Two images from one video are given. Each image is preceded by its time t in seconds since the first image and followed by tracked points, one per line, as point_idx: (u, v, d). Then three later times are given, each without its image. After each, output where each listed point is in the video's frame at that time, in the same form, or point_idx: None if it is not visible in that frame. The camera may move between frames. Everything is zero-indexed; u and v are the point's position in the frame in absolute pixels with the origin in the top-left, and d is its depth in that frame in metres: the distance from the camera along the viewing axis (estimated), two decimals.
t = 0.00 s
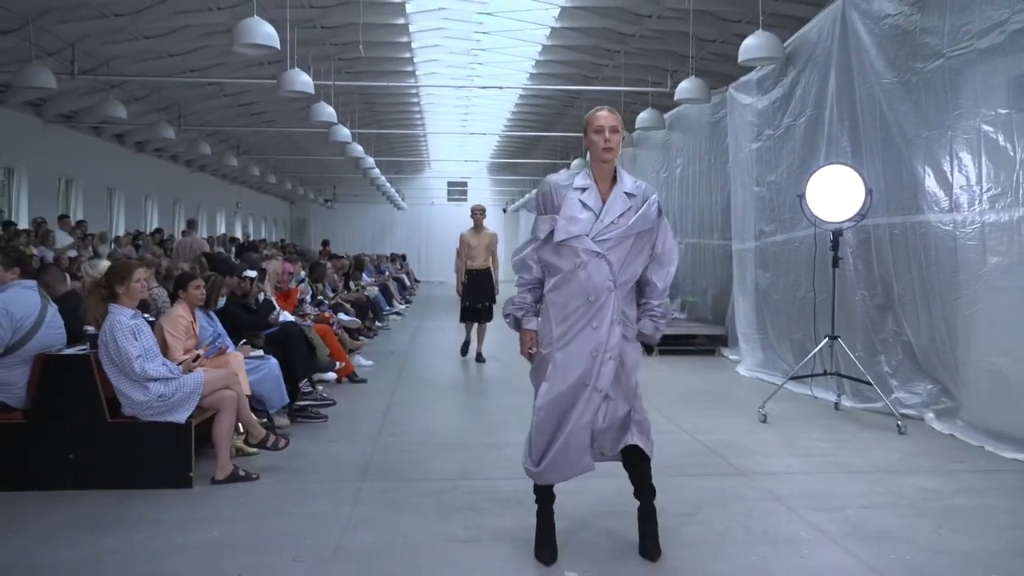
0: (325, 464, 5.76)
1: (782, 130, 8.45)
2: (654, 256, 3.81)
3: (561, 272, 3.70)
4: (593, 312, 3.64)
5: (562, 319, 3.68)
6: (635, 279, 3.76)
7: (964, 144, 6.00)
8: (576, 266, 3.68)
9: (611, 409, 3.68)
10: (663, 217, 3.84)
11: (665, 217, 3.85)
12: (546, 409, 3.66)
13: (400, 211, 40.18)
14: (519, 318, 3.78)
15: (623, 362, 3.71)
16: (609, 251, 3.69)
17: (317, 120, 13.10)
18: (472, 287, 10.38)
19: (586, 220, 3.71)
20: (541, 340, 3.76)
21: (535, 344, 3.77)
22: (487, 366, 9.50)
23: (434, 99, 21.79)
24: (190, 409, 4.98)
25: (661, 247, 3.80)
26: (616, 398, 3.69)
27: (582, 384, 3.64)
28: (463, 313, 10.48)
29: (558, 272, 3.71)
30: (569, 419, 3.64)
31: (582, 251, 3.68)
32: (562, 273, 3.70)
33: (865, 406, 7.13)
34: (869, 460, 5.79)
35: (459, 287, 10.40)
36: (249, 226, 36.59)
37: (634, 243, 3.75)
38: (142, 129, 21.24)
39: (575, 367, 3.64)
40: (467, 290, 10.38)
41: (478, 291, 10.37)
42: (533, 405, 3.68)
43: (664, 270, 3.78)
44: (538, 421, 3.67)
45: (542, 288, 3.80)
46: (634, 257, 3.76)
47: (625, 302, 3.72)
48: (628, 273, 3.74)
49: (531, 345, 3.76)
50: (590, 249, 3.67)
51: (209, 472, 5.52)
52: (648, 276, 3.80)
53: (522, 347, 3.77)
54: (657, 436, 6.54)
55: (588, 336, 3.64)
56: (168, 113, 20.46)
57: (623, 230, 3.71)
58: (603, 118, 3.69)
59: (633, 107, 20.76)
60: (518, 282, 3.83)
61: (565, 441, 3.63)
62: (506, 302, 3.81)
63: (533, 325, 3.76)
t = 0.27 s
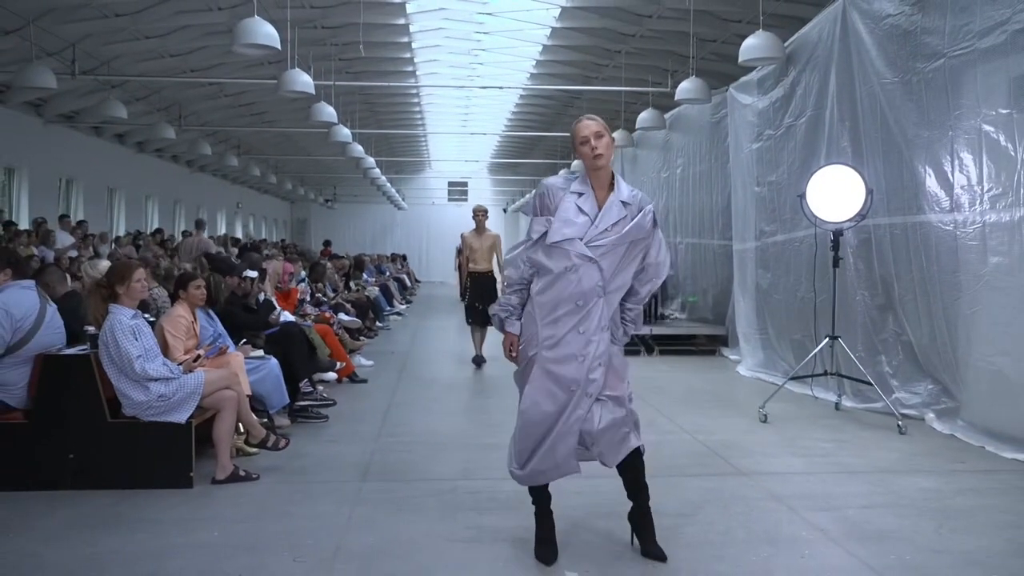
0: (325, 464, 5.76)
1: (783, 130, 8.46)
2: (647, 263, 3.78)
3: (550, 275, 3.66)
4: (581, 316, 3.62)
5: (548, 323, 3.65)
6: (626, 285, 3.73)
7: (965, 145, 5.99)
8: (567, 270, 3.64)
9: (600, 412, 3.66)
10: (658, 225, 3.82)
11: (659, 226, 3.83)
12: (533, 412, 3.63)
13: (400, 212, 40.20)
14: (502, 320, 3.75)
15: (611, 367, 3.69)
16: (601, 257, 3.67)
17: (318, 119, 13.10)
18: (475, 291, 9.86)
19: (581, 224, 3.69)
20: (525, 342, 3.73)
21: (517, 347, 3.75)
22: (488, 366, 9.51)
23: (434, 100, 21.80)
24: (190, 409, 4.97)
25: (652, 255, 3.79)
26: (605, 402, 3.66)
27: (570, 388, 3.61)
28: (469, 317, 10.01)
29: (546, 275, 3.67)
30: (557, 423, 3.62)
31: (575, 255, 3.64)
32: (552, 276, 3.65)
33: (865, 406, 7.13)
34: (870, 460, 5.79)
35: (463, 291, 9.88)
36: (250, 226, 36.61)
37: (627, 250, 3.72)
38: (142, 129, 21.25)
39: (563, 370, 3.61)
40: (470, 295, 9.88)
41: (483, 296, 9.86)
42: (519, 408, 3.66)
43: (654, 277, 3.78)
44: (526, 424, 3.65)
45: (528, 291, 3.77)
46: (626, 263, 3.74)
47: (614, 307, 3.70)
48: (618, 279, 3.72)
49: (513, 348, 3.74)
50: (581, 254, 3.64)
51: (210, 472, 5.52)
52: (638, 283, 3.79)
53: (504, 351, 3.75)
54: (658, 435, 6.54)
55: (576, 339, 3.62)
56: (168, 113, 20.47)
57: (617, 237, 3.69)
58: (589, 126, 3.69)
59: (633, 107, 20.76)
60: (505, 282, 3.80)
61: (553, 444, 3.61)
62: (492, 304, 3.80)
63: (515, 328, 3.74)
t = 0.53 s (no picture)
0: (326, 463, 5.76)
1: (783, 130, 8.46)
2: (644, 263, 3.79)
3: (550, 275, 3.65)
4: (581, 316, 3.63)
5: (547, 324, 3.65)
6: (624, 286, 3.74)
7: (965, 144, 5.99)
8: (567, 271, 3.63)
9: (600, 412, 3.68)
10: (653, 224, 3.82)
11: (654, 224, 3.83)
12: (534, 414, 3.63)
13: (400, 212, 40.21)
14: (498, 322, 3.74)
15: (610, 368, 3.70)
16: (602, 256, 3.66)
17: (318, 119, 13.10)
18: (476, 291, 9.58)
19: (580, 224, 3.68)
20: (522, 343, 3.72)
21: (512, 348, 3.74)
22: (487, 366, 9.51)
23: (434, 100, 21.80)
24: (190, 409, 4.97)
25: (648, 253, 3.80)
26: (606, 403, 3.68)
27: (572, 389, 3.61)
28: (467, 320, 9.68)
29: (546, 275, 3.66)
30: (559, 424, 3.62)
31: (575, 256, 3.63)
32: (552, 277, 3.64)
33: (865, 406, 7.14)
34: (870, 460, 5.79)
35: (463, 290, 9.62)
36: (250, 226, 36.62)
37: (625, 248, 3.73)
38: (143, 129, 21.26)
39: (565, 373, 3.62)
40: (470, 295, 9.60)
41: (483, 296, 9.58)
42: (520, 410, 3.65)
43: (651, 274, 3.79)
44: (528, 428, 3.63)
45: (525, 292, 3.76)
46: (624, 262, 3.74)
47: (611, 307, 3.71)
48: (617, 279, 3.73)
49: (507, 350, 3.72)
50: (581, 254, 3.63)
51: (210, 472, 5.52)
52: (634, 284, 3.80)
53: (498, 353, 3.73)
54: (658, 435, 6.54)
55: (578, 341, 3.62)
56: (168, 113, 20.48)
57: (615, 237, 3.69)
58: (577, 130, 3.67)
59: (633, 107, 20.76)
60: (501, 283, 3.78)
61: (557, 447, 3.61)
62: (487, 306, 3.79)
63: (510, 330, 3.72)
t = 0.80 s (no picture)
0: (327, 463, 5.77)
1: (783, 130, 8.46)
2: (647, 260, 3.78)
3: (552, 274, 3.65)
4: (583, 316, 3.62)
5: (550, 322, 3.65)
6: (626, 283, 3.73)
7: (966, 144, 5.99)
8: (568, 268, 3.64)
9: (603, 411, 3.67)
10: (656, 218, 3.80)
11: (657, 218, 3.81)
12: (537, 413, 3.63)
13: (400, 212, 40.23)
14: (504, 321, 3.76)
15: (613, 367, 3.69)
16: (601, 253, 3.66)
17: (318, 119, 13.10)
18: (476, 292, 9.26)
19: (579, 222, 3.68)
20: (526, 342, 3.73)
21: (517, 347, 3.75)
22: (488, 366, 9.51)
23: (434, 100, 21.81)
24: (191, 409, 4.97)
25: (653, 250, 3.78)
26: (609, 402, 3.68)
27: (574, 388, 3.61)
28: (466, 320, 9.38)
29: (548, 274, 3.67)
30: (561, 424, 3.62)
31: (575, 253, 3.64)
32: (553, 275, 3.65)
33: (866, 406, 7.14)
34: (870, 460, 5.79)
35: (463, 291, 9.31)
36: (251, 226, 36.63)
37: (626, 244, 3.71)
38: (143, 129, 21.27)
39: (566, 372, 3.62)
40: (471, 296, 9.29)
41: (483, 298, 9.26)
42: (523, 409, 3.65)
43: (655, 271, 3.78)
44: (529, 427, 3.64)
45: (530, 291, 3.77)
46: (625, 258, 3.73)
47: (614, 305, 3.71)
48: (619, 276, 3.72)
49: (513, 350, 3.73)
50: (580, 251, 3.63)
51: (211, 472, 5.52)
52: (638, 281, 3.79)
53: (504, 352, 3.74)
54: (659, 435, 6.55)
55: (578, 340, 3.62)
56: (169, 113, 20.48)
57: (614, 233, 3.68)
58: (583, 124, 3.67)
59: (633, 108, 20.76)
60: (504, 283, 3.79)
61: (560, 447, 3.61)
62: (493, 306, 3.81)
63: (516, 329, 3.73)
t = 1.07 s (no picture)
0: (327, 463, 5.77)
1: (783, 130, 8.46)
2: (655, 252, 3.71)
3: (551, 270, 3.70)
4: (579, 311, 3.62)
5: (550, 318, 3.68)
6: (627, 277, 3.69)
7: (966, 144, 5.99)
8: (563, 263, 3.67)
9: (605, 409, 3.65)
10: (664, 209, 3.74)
11: (666, 208, 3.75)
12: (536, 409, 3.65)
13: (400, 212, 40.24)
14: (518, 319, 3.84)
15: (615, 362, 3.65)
16: (598, 247, 3.66)
17: (318, 119, 13.10)
18: (478, 294, 8.96)
19: (575, 217, 3.70)
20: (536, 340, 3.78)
21: (530, 346, 3.81)
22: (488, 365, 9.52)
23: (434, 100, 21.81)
24: (191, 408, 4.97)
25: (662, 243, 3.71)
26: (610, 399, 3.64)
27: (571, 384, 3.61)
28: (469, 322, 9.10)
29: (549, 270, 3.71)
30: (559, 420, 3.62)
31: (569, 248, 3.67)
32: (552, 271, 3.70)
33: (866, 406, 7.15)
34: (871, 458, 5.80)
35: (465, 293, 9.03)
36: (251, 226, 36.65)
37: (626, 237, 3.68)
38: (143, 129, 21.27)
39: (564, 368, 3.63)
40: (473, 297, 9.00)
41: (485, 300, 8.96)
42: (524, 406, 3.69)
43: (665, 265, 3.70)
44: (527, 423, 3.65)
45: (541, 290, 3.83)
46: (627, 252, 3.69)
47: (617, 302, 3.67)
48: (621, 270, 3.68)
49: (526, 347, 3.79)
50: (575, 247, 3.66)
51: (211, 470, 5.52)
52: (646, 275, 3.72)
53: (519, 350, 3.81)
54: (660, 435, 6.54)
55: (576, 336, 3.62)
56: (169, 113, 20.49)
57: (609, 226, 3.66)
58: (593, 116, 3.69)
59: (633, 107, 20.76)
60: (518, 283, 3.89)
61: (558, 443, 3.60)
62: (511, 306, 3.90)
63: (528, 327, 3.80)
